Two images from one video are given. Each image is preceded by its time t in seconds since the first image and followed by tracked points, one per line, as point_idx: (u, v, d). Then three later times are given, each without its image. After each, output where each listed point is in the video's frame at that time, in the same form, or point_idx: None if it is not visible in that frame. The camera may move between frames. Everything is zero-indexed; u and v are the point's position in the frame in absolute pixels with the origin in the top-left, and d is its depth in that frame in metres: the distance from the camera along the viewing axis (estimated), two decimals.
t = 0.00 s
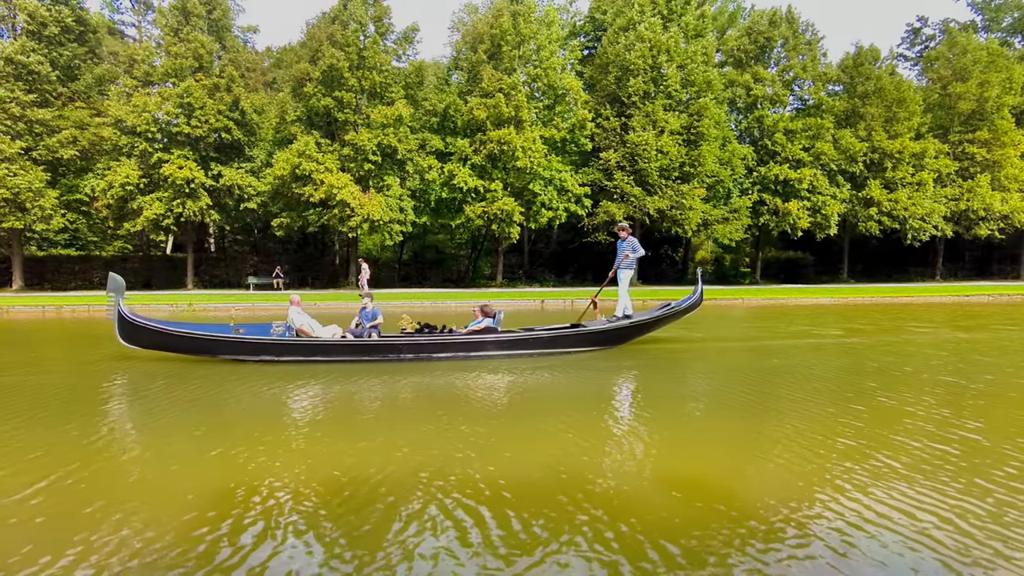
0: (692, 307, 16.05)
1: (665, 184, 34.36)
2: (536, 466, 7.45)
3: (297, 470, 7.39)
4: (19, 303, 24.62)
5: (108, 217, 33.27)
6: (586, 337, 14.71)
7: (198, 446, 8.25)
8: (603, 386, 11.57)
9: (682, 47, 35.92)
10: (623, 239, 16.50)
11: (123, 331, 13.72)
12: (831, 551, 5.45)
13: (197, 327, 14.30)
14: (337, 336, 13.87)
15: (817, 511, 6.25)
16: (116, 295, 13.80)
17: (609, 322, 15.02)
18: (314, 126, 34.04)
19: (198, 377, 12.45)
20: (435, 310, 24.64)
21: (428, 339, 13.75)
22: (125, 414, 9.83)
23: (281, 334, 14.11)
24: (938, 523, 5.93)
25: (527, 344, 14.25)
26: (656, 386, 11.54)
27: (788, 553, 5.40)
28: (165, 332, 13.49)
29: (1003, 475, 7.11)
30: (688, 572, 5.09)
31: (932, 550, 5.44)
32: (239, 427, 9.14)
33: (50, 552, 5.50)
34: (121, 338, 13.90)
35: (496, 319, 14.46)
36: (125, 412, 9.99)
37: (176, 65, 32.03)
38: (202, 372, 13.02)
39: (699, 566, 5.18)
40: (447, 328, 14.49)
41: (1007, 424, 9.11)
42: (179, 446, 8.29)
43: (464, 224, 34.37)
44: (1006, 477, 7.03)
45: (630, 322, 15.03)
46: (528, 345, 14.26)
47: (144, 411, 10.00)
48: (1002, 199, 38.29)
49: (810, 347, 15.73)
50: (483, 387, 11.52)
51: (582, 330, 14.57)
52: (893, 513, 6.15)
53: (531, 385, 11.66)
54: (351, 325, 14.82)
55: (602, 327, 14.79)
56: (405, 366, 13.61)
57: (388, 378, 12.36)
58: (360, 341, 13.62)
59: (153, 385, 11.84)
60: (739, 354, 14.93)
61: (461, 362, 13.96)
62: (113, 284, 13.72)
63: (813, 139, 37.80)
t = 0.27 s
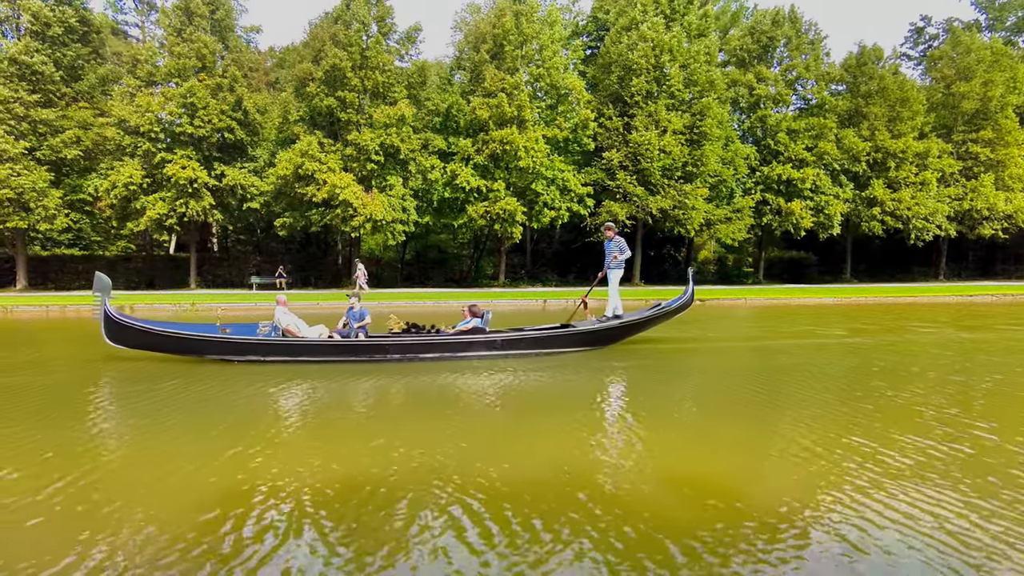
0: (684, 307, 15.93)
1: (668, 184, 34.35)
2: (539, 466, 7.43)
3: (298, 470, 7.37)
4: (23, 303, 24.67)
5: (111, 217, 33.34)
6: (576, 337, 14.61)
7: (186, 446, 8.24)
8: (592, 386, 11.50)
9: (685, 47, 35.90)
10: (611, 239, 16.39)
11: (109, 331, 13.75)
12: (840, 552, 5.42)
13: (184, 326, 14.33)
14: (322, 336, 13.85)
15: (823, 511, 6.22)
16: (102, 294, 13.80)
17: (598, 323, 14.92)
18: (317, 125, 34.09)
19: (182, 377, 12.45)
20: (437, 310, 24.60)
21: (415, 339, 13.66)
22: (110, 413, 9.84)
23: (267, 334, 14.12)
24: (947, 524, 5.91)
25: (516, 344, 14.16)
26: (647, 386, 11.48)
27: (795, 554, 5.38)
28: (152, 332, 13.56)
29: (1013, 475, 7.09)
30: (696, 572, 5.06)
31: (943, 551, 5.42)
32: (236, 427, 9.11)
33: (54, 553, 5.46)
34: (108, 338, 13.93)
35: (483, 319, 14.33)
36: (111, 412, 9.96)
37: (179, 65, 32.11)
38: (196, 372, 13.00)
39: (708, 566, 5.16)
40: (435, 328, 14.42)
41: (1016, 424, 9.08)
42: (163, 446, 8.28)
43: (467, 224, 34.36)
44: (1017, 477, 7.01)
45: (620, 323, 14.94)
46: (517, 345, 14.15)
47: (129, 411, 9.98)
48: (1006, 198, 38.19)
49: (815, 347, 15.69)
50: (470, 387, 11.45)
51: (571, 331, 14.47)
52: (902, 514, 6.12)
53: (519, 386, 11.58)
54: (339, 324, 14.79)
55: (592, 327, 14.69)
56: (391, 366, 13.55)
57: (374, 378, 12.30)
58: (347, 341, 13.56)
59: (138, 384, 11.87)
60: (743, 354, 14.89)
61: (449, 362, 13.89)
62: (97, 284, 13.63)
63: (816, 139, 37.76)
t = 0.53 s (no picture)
0: (675, 307, 15.83)
1: (671, 184, 34.33)
2: (539, 466, 7.41)
3: (297, 471, 7.32)
4: (27, 303, 24.74)
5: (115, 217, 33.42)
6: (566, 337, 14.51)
7: (172, 446, 8.25)
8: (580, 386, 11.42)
9: (688, 47, 35.88)
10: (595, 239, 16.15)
11: (96, 330, 13.81)
12: (844, 552, 5.39)
13: (172, 326, 14.45)
14: (309, 337, 13.83)
15: (826, 511, 6.19)
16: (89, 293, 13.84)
17: (588, 323, 14.84)
18: (320, 125, 34.14)
19: (168, 377, 12.49)
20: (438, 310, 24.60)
21: (403, 340, 13.59)
22: (95, 413, 9.86)
23: (254, 333, 14.13)
24: (953, 524, 5.88)
25: (504, 345, 14.08)
26: (637, 386, 11.41)
27: (798, 554, 5.35)
28: (138, 332, 13.70)
29: None
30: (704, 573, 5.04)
31: (949, 551, 5.38)
32: (232, 427, 9.08)
33: (53, 553, 5.45)
34: (95, 337, 13.99)
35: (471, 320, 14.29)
36: (96, 412, 9.95)
37: (182, 65, 32.15)
38: (191, 372, 13.00)
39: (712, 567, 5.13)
40: (423, 329, 14.36)
41: None
42: (144, 446, 8.30)
43: (470, 223, 34.36)
44: None
45: (610, 322, 14.85)
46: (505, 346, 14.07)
47: (114, 411, 10.00)
48: (1010, 198, 38.08)
49: (818, 347, 15.65)
50: (459, 387, 11.40)
51: (561, 331, 14.39)
52: (906, 514, 6.09)
53: (506, 386, 11.51)
54: (327, 324, 14.75)
55: (581, 327, 14.61)
56: (378, 367, 13.45)
57: (361, 378, 12.23)
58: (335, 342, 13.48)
59: (124, 384, 11.92)
60: (747, 354, 14.85)
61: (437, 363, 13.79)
62: (85, 283, 13.68)
63: (819, 138, 37.71)
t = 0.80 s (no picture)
0: (666, 307, 15.83)
1: (674, 184, 34.28)
2: (541, 464, 7.42)
3: (296, 471, 7.32)
4: (32, 302, 24.82)
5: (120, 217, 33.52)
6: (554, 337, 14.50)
7: (160, 447, 8.23)
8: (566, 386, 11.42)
9: (691, 46, 35.84)
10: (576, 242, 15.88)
11: (82, 330, 13.75)
12: (849, 552, 5.39)
13: (156, 326, 14.31)
14: (295, 337, 13.72)
15: (830, 511, 6.18)
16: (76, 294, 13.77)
17: (577, 324, 14.81)
18: (323, 125, 34.18)
19: (154, 377, 12.43)
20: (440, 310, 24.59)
21: (389, 340, 13.57)
22: (83, 413, 9.81)
23: (241, 334, 14.05)
24: (960, 525, 5.86)
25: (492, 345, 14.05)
26: (627, 386, 11.39)
27: (802, 554, 5.35)
28: (122, 333, 13.55)
29: None
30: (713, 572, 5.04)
31: (956, 552, 5.37)
32: (231, 427, 9.09)
33: (54, 555, 5.43)
34: (81, 338, 13.93)
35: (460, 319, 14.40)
36: (85, 412, 9.93)
37: (186, 65, 32.19)
38: (187, 372, 12.99)
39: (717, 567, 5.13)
40: (410, 329, 14.33)
41: None
42: (128, 447, 8.24)
43: (473, 223, 34.35)
44: None
45: (598, 323, 14.84)
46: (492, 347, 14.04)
47: (102, 411, 9.96)
48: (1015, 198, 37.94)
49: (823, 347, 15.61)
50: (449, 388, 11.38)
51: (549, 332, 14.36)
52: (912, 514, 6.07)
53: (493, 386, 11.49)
54: (316, 324, 14.68)
55: (570, 328, 14.57)
56: (365, 368, 13.42)
57: (348, 379, 12.21)
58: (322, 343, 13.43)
59: (108, 385, 11.82)
60: (751, 354, 14.83)
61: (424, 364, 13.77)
62: (71, 284, 13.62)
63: (823, 138, 37.59)
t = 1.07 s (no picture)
0: (656, 307, 15.78)
1: (677, 183, 34.24)
2: (547, 463, 7.42)
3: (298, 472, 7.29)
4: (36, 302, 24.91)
5: (123, 217, 33.61)
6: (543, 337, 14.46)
7: (142, 449, 8.14)
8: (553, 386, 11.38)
9: (694, 46, 35.81)
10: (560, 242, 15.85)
11: (66, 330, 13.60)
12: (861, 552, 5.38)
13: (142, 326, 14.16)
14: (282, 338, 13.58)
15: (838, 511, 6.17)
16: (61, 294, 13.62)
17: (565, 324, 14.75)
18: (326, 125, 34.22)
19: (140, 378, 12.34)
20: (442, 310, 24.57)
21: (376, 341, 13.51)
22: (68, 414, 9.72)
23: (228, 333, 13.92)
24: (974, 525, 5.84)
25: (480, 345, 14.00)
26: (618, 386, 11.35)
27: (811, 553, 5.33)
28: (108, 333, 13.39)
29: None
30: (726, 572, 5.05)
31: (971, 553, 5.35)
32: (230, 427, 9.06)
33: (55, 556, 5.42)
34: (65, 338, 13.77)
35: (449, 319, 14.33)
36: (70, 412, 9.86)
37: (189, 65, 32.30)
38: (183, 371, 12.95)
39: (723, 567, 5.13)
40: (398, 330, 14.28)
41: None
42: (106, 449, 8.15)
43: (475, 223, 34.35)
44: None
45: (587, 322, 14.80)
46: (480, 347, 13.99)
47: (88, 412, 9.91)
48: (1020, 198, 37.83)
49: (824, 347, 15.59)
50: (439, 388, 11.35)
51: (537, 332, 14.32)
52: (921, 514, 6.07)
53: (480, 386, 11.45)
54: (303, 324, 14.58)
55: (559, 328, 14.52)
56: (352, 368, 13.36)
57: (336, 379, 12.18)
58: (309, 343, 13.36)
59: (93, 385, 11.71)
60: (752, 354, 14.80)
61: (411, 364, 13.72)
62: (56, 285, 13.48)
63: (826, 138, 37.47)
